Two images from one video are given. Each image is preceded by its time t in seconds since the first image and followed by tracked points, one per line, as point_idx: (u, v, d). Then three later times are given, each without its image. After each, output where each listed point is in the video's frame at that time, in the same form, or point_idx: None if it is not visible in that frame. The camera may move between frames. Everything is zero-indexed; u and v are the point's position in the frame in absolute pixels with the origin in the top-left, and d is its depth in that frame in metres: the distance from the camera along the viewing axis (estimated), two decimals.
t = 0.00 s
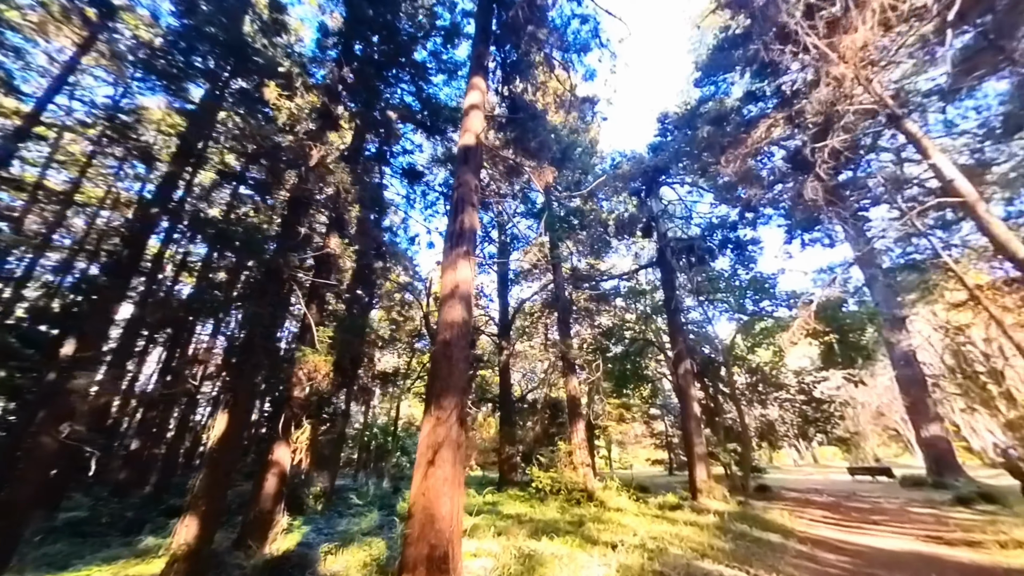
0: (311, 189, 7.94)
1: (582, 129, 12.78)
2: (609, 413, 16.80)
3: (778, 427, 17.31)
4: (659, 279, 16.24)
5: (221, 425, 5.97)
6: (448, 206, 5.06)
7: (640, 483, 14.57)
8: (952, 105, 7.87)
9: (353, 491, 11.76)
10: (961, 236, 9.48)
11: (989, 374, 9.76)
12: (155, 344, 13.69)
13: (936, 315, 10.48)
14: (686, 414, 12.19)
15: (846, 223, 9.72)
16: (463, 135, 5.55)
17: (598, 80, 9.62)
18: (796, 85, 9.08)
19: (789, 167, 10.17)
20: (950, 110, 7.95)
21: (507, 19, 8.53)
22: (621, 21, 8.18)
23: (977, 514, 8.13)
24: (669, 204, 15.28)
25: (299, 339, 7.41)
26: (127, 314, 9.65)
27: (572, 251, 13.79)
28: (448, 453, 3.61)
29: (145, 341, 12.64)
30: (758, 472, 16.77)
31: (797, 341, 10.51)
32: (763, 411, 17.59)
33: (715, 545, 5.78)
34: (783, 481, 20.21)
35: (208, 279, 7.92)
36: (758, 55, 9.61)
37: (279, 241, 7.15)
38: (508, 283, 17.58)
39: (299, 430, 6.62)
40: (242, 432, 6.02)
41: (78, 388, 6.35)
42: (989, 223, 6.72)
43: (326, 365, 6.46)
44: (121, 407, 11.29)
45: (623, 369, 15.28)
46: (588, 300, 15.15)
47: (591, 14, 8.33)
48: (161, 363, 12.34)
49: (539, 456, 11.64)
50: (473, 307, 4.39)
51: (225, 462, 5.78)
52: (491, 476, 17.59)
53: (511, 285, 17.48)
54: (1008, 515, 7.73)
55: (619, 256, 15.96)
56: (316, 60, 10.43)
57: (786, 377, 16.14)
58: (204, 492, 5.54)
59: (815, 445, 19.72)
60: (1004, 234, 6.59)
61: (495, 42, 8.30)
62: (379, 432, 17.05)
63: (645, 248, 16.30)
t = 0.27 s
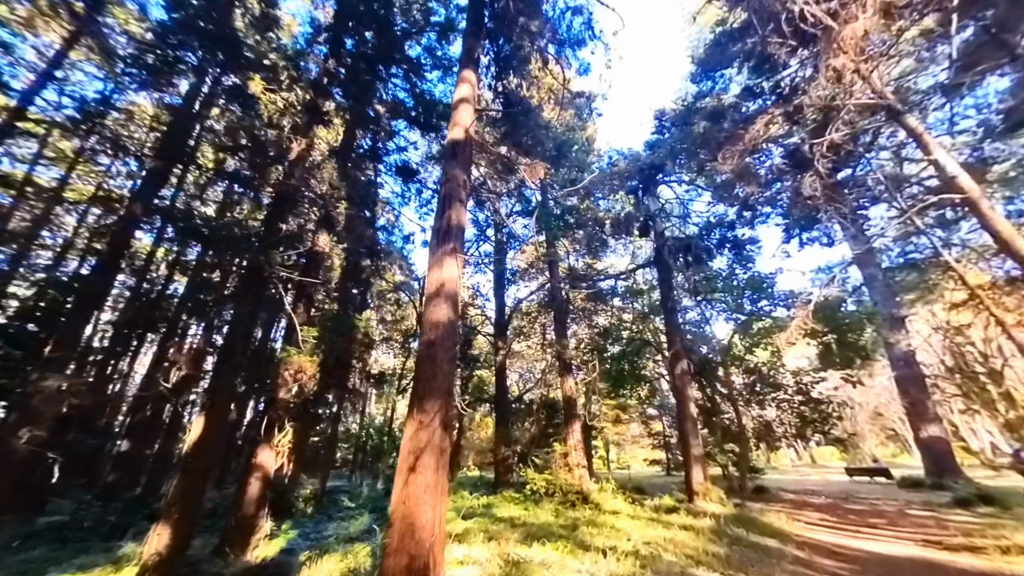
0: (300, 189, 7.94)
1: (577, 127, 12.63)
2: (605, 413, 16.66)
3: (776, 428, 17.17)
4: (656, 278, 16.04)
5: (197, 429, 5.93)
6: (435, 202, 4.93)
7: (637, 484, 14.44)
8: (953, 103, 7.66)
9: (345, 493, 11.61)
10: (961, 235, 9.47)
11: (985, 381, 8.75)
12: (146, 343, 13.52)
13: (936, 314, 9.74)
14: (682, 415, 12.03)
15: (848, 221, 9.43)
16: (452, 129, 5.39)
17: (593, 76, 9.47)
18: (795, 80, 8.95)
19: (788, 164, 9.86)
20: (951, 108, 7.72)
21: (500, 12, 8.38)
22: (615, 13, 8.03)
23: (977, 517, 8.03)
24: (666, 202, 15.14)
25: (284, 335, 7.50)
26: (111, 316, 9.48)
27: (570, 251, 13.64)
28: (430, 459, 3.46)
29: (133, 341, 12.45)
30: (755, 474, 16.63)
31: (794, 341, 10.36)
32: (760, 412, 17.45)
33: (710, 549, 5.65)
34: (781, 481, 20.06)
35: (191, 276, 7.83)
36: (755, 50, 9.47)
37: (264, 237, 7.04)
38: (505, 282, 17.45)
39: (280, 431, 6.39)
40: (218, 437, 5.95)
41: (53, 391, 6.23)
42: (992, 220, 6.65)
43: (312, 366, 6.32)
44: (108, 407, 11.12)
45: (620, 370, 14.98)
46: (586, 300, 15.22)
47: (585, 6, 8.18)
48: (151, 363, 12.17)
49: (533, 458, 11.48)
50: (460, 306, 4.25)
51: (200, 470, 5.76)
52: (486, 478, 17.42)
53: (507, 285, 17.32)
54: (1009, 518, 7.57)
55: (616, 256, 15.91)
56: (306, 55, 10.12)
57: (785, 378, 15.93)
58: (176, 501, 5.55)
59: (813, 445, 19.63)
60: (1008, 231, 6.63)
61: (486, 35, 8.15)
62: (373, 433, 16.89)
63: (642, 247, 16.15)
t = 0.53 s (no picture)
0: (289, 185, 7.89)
1: (574, 123, 12.53)
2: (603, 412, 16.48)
3: (774, 428, 17.06)
4: (654, 277, 15.93)
5: (174, 428, 5.96)
6: (424, 194, 4.80)
7: (634, 484, 14.30)
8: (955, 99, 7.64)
9: (338, 493, 11.43)
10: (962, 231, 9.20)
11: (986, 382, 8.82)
12: (141, 340, 13.45)
13: (936, 313, 9.67)
14: (679, 414, 11.85)
15: (846, 218, 9.38)
16: (442, 120, 5.27)
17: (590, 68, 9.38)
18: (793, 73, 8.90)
19: (786, 163, 9.85)
20: (953, 105, 7.73)
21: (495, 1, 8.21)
22: (611, 3, 7.94)
23: (978, 518, 7.88)
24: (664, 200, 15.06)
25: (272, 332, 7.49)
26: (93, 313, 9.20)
27: (567, 248, 13.46)
28: (413, 458, 3.33)
29: (122, 337, 12.23)
30: (753, 474, 16.55)
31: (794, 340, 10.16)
32: (758, 411, 17.37)
33: (705, 551, 5.53)
34: (779, 481, 19.96)
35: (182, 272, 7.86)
36: (752, 44, 9.39)
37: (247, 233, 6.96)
38: (502, 280, 17.31)
39: (261, 430, 6.28)
40: (193, 436, 5.97)
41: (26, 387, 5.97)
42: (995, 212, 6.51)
43: (297, 362, 6.27)
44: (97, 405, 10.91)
45: (617, 368, 15.23)
46: (583, 298, 15.16)
47: None
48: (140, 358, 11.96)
49: (529, 457, 11.38)
50: (447, 300, 4.11)
51: (173, 469, 5.77)
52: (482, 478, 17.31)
53: (504, 283, 17.21)
54: (1008, 519, 7.44)
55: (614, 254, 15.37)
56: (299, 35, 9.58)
57: (782, 376, 16.05)
58: (148, 501, 5.56)
59: (811, 444, 19.54)
60: (1011, 225, 6.44)
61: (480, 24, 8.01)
62: (368, 432, 16.68)
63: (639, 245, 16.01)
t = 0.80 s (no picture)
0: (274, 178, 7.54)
1: (571, 119, 12.38)
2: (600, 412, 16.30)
3: (773, 427, 16.86)
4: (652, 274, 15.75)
5: (147, 425, 5.84)
6: (411, 182, 4.62)
7: (632, 484, 14.13)
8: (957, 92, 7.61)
9: (330, 494, 11.22)
10: (967, 226, 8.61)
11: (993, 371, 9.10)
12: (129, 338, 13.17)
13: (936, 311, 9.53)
14: (677, 413, 11.66)
15: (846, 213, 9.26)
16: (432, 106, 5.10)
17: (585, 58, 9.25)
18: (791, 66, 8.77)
19: (787, 158, 9.71)
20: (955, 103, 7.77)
21: None
22: None
23: (981, 518, 7.71)
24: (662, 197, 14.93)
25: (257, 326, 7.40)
26: (84, 313, 8.64)
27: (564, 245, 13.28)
28: (396, 457, 3.16)
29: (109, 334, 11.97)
30: (752, 473, 16.44)
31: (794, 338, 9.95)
32: (757, 410, 17.20)
33: (700, 552, 5.39)
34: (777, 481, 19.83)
35: (164, 266, 7.64)
36: (752, 36, 9.25)
37: (231, 227, 6.82)
38: (499, 278, 17.12)
39: (240, 428, 6.07)
40: (167, 433, 5.85)
41: None
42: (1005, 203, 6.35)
43: (284, 359, 5.99)
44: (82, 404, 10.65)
45: (615, 367, 15.32)
46: (580, 296, 14.98)
47: None
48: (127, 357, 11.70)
49: (525, 456, 11.21)
50: (433, 292, 3.94)
51: (145, 468, 5.65)
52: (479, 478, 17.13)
53: (501, 281, 17.02)
54: (1013, 519, 7.29)
55: (612, 251, 14.98)
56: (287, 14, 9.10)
57: (780, 375, 15.96)
58: (119, 502, 5.44)
59: (810, 443, 19.43)
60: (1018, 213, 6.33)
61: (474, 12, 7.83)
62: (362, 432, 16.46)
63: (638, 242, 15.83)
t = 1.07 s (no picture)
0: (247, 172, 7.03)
1: (569, 114, 12.17)
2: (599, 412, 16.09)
3: (774, 428, 16.59)
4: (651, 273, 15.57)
5: (118, 428, 5.83)
6: (397, 173, 4.44)
7: (631, 486, 13.90)
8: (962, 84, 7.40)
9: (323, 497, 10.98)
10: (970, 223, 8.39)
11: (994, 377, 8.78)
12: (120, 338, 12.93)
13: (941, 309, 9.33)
14: (677, 414, 11.44)
15: (848, 210, 9.07)
16: (420, 95, 4.94)
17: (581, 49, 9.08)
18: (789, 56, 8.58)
19: (789, 153, 9.51)
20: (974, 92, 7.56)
21: None
22: None
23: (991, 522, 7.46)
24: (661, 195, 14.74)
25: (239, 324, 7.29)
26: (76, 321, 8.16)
27: (562, 243, 13.06)
28: (374, 462, 2.96)
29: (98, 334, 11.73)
30: (752, 474, 16.23)
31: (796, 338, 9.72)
32: (758, 410, 16.89)
33: (700, 559, 5.19)
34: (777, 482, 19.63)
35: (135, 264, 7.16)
36: (754, 25, 9.05)
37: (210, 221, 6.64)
38: (496, 277, 16.94)
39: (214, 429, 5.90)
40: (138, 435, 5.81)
41: None
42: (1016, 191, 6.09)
43: (268, 357, 5.84)
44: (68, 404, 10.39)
45: (615, 368, 14.45)
46: (579, 295, 14.78)
47: None
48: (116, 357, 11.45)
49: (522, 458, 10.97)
50: (418, 287, 3.74)
51: (110, 472, 5.55)
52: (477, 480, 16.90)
53: (499, 280, 16.83)
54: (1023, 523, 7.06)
55: (611, 250, 15.29)
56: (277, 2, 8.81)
57: (782, 375, 15.77)
58: (83, 507, 5.32)
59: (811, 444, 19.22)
60: None
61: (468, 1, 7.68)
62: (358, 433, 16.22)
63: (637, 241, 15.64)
